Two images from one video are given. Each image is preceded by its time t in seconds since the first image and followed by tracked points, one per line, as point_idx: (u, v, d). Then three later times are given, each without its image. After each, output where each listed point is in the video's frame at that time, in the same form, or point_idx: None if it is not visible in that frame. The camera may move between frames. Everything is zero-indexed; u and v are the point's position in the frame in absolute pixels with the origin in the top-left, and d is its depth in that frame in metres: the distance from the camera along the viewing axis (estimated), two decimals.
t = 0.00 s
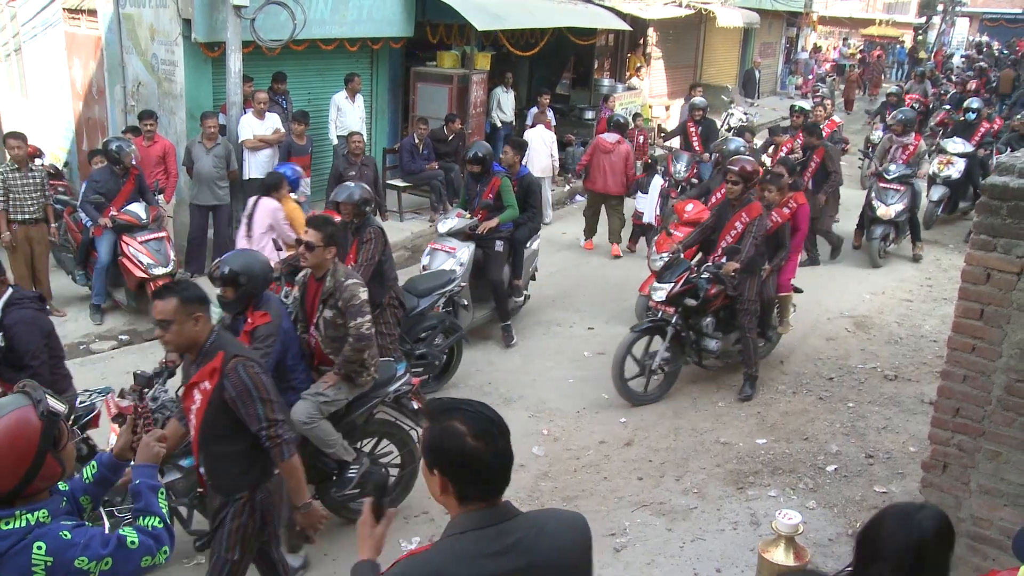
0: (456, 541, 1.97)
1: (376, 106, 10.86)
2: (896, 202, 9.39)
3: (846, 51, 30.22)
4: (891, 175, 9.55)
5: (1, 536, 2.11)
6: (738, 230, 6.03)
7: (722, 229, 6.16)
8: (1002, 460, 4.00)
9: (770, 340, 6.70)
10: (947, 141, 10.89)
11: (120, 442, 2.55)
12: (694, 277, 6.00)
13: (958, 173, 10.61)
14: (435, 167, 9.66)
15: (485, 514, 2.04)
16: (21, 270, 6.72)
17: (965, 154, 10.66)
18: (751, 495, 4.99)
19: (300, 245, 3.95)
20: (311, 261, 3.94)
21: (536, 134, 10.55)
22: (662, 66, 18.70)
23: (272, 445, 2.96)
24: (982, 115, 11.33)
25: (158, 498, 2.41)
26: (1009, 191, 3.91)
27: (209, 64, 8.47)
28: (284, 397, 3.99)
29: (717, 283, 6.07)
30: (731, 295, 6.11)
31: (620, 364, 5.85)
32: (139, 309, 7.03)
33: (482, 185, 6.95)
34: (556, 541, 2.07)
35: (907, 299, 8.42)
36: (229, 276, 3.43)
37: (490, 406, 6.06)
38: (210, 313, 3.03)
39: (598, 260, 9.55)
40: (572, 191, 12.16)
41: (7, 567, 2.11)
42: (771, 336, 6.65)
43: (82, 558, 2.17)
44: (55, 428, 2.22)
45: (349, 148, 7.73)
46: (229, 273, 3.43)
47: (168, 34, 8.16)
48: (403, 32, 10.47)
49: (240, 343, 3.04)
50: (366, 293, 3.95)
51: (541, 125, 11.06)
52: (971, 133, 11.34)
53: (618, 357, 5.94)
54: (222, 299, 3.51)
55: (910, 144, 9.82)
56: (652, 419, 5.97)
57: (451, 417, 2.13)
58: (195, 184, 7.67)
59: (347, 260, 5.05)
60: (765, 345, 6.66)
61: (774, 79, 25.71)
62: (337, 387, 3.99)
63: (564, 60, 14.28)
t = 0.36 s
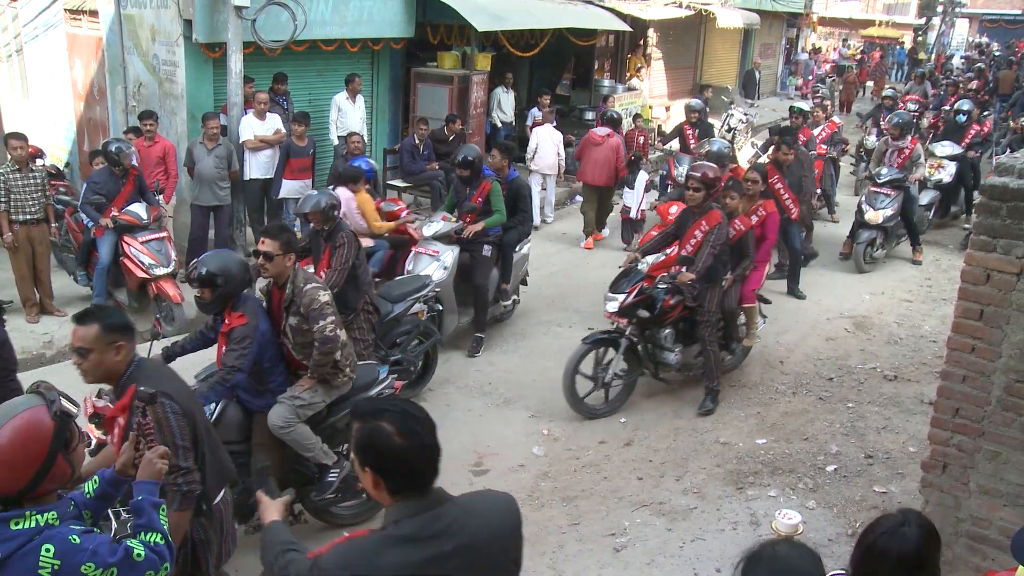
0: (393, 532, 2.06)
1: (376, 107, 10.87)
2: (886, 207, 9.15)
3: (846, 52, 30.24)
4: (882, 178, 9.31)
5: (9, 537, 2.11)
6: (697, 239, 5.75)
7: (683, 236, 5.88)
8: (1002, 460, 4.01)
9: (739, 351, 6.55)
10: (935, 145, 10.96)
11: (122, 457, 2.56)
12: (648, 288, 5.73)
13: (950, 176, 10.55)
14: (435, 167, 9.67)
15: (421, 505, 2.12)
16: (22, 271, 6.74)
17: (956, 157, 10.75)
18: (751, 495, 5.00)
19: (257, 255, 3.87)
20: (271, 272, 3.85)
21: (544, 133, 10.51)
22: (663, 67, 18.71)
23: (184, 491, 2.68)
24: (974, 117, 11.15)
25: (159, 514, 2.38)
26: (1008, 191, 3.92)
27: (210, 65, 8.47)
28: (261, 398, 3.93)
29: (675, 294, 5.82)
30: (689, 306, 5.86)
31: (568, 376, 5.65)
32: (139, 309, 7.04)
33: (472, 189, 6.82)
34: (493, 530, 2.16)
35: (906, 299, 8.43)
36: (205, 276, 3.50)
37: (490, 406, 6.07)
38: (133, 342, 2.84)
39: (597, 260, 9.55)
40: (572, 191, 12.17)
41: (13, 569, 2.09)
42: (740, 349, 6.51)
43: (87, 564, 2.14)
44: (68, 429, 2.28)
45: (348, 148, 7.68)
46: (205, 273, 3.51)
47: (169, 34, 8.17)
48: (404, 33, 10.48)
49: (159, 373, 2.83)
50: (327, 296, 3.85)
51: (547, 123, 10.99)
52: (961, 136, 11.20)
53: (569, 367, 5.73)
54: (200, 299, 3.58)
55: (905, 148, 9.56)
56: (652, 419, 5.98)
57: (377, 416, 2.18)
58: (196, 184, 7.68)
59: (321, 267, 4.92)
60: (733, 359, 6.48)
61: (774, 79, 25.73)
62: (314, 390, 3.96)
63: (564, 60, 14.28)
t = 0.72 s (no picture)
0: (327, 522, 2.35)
1: (376, 108, 10.87)
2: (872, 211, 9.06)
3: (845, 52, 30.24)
4: (871, 183, 9.24)
5: (16, 536, 2.11)
6: (650, 249, 5.50)
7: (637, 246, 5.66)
8: (1001, 459, 4.01)
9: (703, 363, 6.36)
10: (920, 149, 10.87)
11: (125, 466, 2.47)
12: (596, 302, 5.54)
13: (932, 181, 10.18)
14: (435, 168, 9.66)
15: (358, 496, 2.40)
16: (22, 272, 6.75)
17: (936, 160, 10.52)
18: (751, 495, 5.00)
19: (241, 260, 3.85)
20: (256, 276, 3.83)
21: (550, 131, 10.52)
22: (662, 67, 18.71)
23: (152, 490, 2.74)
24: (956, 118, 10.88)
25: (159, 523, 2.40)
26: (1007, 191, 3.92)
27: (209, 66, 8.47)
28: (233, 406, 3.90)
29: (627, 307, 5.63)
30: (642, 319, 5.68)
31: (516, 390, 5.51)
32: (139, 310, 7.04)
33: (447, 194, 6.66)
34: (425, 523, 2.41)
35: (906, 299, 8.43)
36: (178, 282, 3.57)
37: (490, 407, 6.07)
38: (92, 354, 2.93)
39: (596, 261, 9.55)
40: (571, 192, 12.16)
41: (17, 569, 2.09)
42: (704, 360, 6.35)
43: (92, 567, 2.15)
44: (74, 431, 2.26)
45: (347, 149, 7.63)
46: (178, 279, 3.57)
47: (169, 36, 8.17)
48: (403, 34, 10.49)
49: (117, 382, 2.89)
50: (309, 302, 3.83)
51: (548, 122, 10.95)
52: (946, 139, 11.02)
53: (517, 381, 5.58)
54: (174, 304, 3.64)
55: (892, 151, 9.44)
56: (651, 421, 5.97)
57: (324, 415, 2.48)
58: (196, 186, 7.69)
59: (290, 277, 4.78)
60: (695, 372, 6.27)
61: (773, 80, 25.75)
62: (290, 399, 3.91)
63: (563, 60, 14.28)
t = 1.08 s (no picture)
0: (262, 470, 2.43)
1: (379, 108, 10.87)
2: (863, 216, 8.79)
3: (848, 53, 30.21)
4: (863, 187, 8.97)
5: (22, 535, 2.08)
6: (623, 254, 5.36)
7: (606, 252, 5.49)
8: (1005, 460, 4.01)
9: (672, 377, 6.21)
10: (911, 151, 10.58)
11: (121, 472, 2.48)
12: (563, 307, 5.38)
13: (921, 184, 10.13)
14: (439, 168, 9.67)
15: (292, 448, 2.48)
16: (26, 272, 6.76)
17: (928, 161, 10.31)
18: (754, 496, 5.00)
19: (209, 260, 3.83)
20: (222, 277, 3.81)
21: (554, 130, 10.57)
22: (665, 67, 18.69)
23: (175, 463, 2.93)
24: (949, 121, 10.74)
25: (158, 525, 2.39)
26: (1011, 191, 3.92)
27: (212, 66, 8.53)
28: (197, 413, 3.87)
29: (594, 313, 5.47)
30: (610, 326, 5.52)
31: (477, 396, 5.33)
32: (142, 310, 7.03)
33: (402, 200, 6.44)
34: (357, 471, 2.49)
35: (910, 300, 8.42)
36: (142, 288, 3.45)
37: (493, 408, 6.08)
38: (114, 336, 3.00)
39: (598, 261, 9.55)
40: (574, 192, 12.16)
41: (22, 569, 2.06)
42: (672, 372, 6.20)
43: (98, 566, 2.14)
44: (78, 430, 2.27)
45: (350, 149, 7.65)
46: (143, 285, 3.45)
47: (172, 36, 8.15)
48: (407, 34, 10.49)
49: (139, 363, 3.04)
50: (279, 308, 3.84)
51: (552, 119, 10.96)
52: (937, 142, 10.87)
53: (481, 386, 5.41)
54: (138, 309, 3.51)
55: (887, 154, 9.17)
56: (653, 421, 5.97)
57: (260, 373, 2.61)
58: (199, 186, 7.70)
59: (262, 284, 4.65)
60: (663, 382, 6.13)
61: (777, 80, 25.73)
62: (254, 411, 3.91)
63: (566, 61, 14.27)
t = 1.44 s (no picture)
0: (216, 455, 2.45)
1: (379, 108, 10.88)
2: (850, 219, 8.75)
3: (849, 54, 30.22)
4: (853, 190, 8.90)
5: (12, 537, 2.06)
6: (588, 263, 5.17)
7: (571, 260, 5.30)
8: (1006, 461, 4.01)
9: (637, 389, 6.07)
10: (904, 151, 10.27)
11: (107, 473, 2.50)
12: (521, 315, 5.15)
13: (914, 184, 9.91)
14: (439, 168, 9.67)
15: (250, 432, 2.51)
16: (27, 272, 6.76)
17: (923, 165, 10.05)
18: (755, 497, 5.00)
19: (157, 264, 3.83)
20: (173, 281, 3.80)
21: (550, 130, 10.49)
22: (666, 68, 18.70)
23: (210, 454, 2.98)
24: (943, 121, 10.58)
25: (147, 527, 2.35)
26: (1011, 192, 3.91)
27: (213, 66, 8.54)
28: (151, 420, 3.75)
29: (555, 322, 5.29)
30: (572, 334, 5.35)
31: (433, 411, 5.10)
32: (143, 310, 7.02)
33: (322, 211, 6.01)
34: (312, 461, 2.47)
35: (910, 300, 8.42)
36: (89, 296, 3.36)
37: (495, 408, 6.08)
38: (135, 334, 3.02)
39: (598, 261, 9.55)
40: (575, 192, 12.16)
41: (12, 570, 2.02)
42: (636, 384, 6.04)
43: (89, 566, 2.09)
44: (67, 432, 2.30)
45: (351, 149, 7.65)
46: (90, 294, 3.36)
47: (173, 36, 8.14)
48: (407, 34, 10.49)
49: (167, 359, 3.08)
50: (237, 313, 3.83)
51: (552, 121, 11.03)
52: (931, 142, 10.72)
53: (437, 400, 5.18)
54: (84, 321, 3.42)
55: (881, 158, 9.01)
56: (654, 421, 5.97)
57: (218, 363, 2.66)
58: (199, 186, 7.72)
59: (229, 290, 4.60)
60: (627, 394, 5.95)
61: (778, 80, 25.75)
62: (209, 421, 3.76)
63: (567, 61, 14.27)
